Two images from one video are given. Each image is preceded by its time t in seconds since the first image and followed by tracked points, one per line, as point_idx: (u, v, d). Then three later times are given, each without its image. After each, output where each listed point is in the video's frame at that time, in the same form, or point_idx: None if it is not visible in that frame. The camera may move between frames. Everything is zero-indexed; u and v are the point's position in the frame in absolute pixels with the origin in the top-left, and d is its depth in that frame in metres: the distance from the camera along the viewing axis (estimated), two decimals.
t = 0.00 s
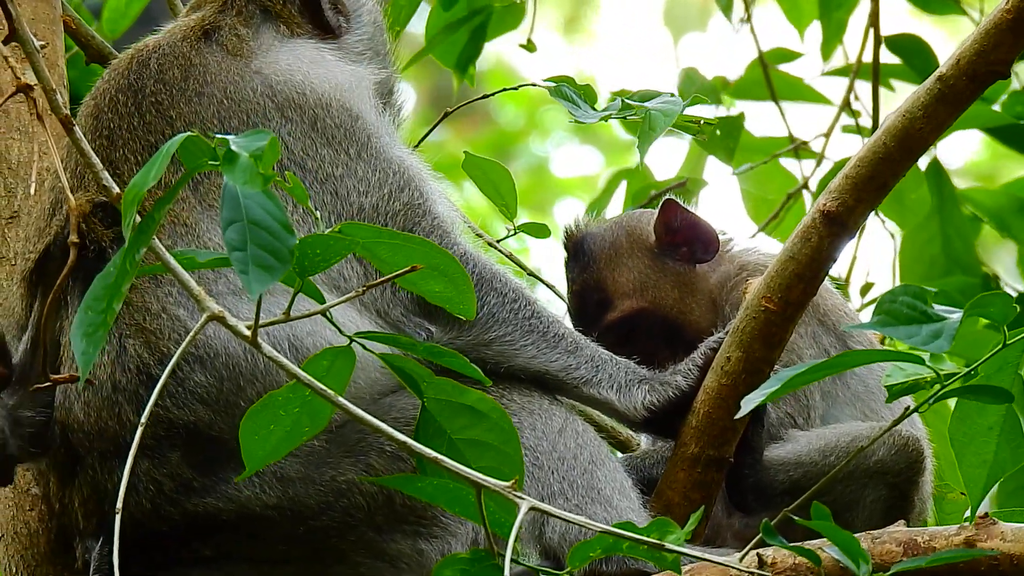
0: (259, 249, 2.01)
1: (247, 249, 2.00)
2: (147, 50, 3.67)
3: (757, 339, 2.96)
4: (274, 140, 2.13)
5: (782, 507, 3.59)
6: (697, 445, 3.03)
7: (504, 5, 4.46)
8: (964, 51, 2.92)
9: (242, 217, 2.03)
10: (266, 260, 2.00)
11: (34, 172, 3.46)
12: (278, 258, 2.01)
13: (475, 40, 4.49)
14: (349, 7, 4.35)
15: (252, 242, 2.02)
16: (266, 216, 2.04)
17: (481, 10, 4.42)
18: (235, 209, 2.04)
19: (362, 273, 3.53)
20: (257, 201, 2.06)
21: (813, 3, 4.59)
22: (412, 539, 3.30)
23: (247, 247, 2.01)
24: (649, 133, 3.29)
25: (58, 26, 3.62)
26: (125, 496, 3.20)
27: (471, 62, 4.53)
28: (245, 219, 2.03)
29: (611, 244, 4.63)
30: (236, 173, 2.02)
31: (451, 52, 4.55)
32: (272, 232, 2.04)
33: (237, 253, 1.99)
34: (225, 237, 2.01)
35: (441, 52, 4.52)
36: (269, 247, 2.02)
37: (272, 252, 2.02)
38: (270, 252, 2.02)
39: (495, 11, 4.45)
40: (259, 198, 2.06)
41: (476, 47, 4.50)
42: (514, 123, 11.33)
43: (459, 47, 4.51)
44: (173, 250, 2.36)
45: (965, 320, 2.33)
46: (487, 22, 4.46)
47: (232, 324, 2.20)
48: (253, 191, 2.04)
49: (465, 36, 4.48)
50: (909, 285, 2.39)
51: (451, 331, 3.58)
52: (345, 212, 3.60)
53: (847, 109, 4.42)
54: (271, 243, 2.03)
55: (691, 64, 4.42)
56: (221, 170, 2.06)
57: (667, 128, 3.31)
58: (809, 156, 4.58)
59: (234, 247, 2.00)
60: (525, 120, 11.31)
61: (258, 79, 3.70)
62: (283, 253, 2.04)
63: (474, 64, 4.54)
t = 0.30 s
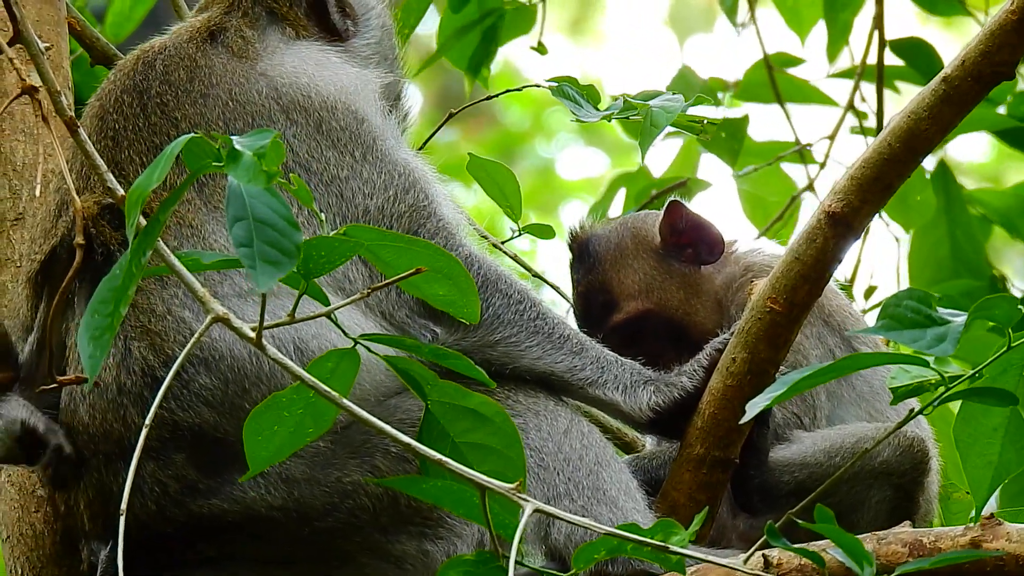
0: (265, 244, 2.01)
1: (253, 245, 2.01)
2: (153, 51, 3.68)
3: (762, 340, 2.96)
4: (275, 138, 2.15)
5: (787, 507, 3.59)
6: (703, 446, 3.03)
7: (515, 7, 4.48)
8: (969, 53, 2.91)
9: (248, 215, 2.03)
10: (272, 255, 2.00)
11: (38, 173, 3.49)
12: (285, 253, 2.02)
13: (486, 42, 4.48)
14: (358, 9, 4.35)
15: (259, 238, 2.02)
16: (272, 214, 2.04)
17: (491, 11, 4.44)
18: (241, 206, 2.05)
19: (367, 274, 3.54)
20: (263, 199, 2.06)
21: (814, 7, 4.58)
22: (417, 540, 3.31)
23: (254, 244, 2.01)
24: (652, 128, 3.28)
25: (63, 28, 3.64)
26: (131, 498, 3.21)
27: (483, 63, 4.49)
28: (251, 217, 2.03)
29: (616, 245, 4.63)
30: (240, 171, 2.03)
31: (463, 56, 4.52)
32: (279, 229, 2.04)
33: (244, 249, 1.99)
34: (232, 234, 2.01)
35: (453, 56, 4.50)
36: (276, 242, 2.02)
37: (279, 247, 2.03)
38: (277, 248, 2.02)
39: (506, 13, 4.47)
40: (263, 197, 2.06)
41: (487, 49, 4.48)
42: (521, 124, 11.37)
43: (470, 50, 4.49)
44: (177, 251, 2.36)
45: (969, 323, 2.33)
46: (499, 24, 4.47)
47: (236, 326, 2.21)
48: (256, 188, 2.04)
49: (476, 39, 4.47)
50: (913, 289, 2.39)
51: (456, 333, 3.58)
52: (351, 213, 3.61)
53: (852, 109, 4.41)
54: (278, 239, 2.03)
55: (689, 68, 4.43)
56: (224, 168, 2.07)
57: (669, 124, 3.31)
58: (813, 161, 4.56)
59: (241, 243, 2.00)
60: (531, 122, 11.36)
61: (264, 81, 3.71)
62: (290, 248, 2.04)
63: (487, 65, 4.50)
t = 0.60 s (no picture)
0: (269, 248, 2.01)
1: (256, 248, 2.01)
2: (158, 52, 3.69)
3: (768, 341, 2.96)
4: (281, 138, 2.16)
5: (793, 509, 3.59)
6: (708, 448, 3.03)
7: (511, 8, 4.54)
8: (974, 54, 2.92)
9: (252, 217, 2.04)
10: (275, 259, 2.00)
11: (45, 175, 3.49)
12: (287, 257, 2.02)
13: (479, 46, 4.48)
14: (365, 12, 4.36)
15: (261, 241, 2.02)
16: (275, 215, 2.05)
17: (486, 13, 4.44)
18: (245, 209, 2.05)
19: (372, 276, 3.55)
20: (267, 202, 2.06)
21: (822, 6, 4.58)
22: (423, 542, 3.31)
23: (257, 246, 2.01)
24: (655, 129, 3.28)
25: (68, 29, 3.65)
26: (136, 500, 3.21)
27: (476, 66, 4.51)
28: (255, 219, 2.04)
29: (621, 248, 4.64)
30: (243, 169, 2.06)
31: (455, 57, 4.54)
32: (282, 231, 2.04)
33: (246, 252, 2.00)
34: (235, 237, 2.01)
35: (445, 56, 4.51)
36: (279, 246, 2.02)
37: (281, 251, 2.03)
38: (280, 252, 2.02)
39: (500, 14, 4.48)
40: (268, 199, 2.06)
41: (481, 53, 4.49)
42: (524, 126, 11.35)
43: (463, 50, 4.49)
44: (183, 253, 2.36)
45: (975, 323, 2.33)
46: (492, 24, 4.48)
47: (242, 327, 2.21)
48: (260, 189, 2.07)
49: (470, 41, 4.47)
50: (918, 289, 2.39)
51: (462, 334, 3.59)
52: (356, 215, 3.62)
53: (856, 109, 4.41)
54: (281, 242, 2.03)
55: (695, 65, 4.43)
56: (226, 166, 2.10)
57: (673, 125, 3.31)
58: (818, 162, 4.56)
59: (244, 246, 2.00)
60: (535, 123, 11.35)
61: (269, 82, 3.71)
62: (293, 252, 2.04)
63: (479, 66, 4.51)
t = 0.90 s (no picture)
0: (272, 249, 2.02)
1: (261, 249, 2.01)
2: (162, 55, 3.69)
3: (771, 344, 2.96)
4: (285, 142, 2.17)
5: (796, 512, 3.59)
6: (711, 450, 3.03)
7: (513, 6, 4.50)
8: (978, 56, 2.91)
9: (256, 219, 2.04)
10: (279, 260, 2.01)
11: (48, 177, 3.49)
12: (292, 259, 2.02)
13: (482, 41, 4.48)
14: (373, 16, 4.37)
15: (266, 243, 2.02)
16: (280, 218, 2.05)
17: (488, 11, 4.43)
18: (249, 211, 2.05)
19: (376, 279, 3.55)
20: (272, 204, 2.07)
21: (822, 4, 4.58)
22: (426, 544, 3.32)
23: (261, 248, 2.02)
24: (660, 132, 3.28)
25: (71, 31, 3.65)
26: (140, 501, 3.21)
27: (478, 62, 4.50)
28: (259, 221, 2.04)
29: (624, 250, 4.64)
30: (249, 174, 2.07)
31: (457, 53, 4.52)
32: (287, 233, 2.05)
33: (251, 253, 2.00)
34: (239, 238, 2.02)
35: (448, 52, 4.50)
36: (283, 248, 2.02)
37: (286, 252, 2.03)
38: (284, 253, 2.03)
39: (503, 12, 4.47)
40: (272, 201, 2.07)
41: (483, 48, 4.48)
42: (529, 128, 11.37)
43: (465, 47, 4.49)
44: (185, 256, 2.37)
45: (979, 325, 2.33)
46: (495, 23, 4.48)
47: (245, 329, 2.21)
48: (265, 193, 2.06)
49: (472, 38, 4.47)
50: (923, 291, 2.39)
51: (466, 337, 3.59)
52: (360, 218, 3.62)
53: (860, 112, 4.41)
54: (285, 244, 2.03)
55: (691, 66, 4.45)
56: (231, 171, 2.09)
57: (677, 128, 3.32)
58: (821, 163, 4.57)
59: (249, 247, 2.01)
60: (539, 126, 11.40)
61: (272, 85, 3.72)
62: (298, 253, 2.04)
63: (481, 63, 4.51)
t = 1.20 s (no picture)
0: (279, 256, 2.02)
1: (268, 257, 2.02)
2: (164, 58, 3.70)
3: (774, 346, 2.96)
4: (292, 147, 2.14)
5: (800, 514, 3.59)
6: (715, 452, 3.03)
7: (515, 10, 4.52)
8: (981, 58, 2.91)
9: (261, 226, 2.04)
10: (286, 267, 2.01)
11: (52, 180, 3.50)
12: (298, 266, 2.02)
13: (485, 43, 4.50)
14: (377, 18, 4.37)
15: (272, 249, 2.03)
16: (285, 225, 2.06)
17: (490, 14, 4.46)
18: (254, 218, 2.05)
19: (380, 281, 3.55)
20: (277, 209, 2.07)
21: (820, 12, 4.58)
22: (430, 546, 3.32)
23: (268, 255, 2.02)
24: (665, 137, 3.27)
25: (75, 34, 3.66)
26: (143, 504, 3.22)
27: (481, 65, 4.51)
28: (264, 228, 2.04)
29: (628, 251, 4.63)
30: (254, 182, 2.06)
31: (460, 56, 4.54)
32: (292, 241, 2.05)
33: (258, 261, 2.00)
34: (245, 247, 2.02)
35: (451, 56, 4.52)
36: (289, 255, 2.03)
37: (292, 259, 2.03)
38: (290, 260, 2.03)
39: (506, 16, 4.49)
40: (278, 208, 2.07)
41: (486, 51, 4.51)
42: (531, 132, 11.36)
43: (468, 51, 4.51)
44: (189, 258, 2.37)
45: (983, 329, 2.33)
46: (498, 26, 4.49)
47: (250, 331, 2.22)
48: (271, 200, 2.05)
49: (475, 40, 4.49)
50: (925, 295, 2.38)
51: (469, 340, 3.59)
52: (364, 221, 3.63)
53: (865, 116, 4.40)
54: (292, 252, 2.04)
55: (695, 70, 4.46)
56: (238, 179, 2.09)
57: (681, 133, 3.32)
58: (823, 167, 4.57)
59: (255, 255, 2.01)
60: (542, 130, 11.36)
61: (275, 88, 3.72)
62: (303, 260, 2.04)
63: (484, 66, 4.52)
